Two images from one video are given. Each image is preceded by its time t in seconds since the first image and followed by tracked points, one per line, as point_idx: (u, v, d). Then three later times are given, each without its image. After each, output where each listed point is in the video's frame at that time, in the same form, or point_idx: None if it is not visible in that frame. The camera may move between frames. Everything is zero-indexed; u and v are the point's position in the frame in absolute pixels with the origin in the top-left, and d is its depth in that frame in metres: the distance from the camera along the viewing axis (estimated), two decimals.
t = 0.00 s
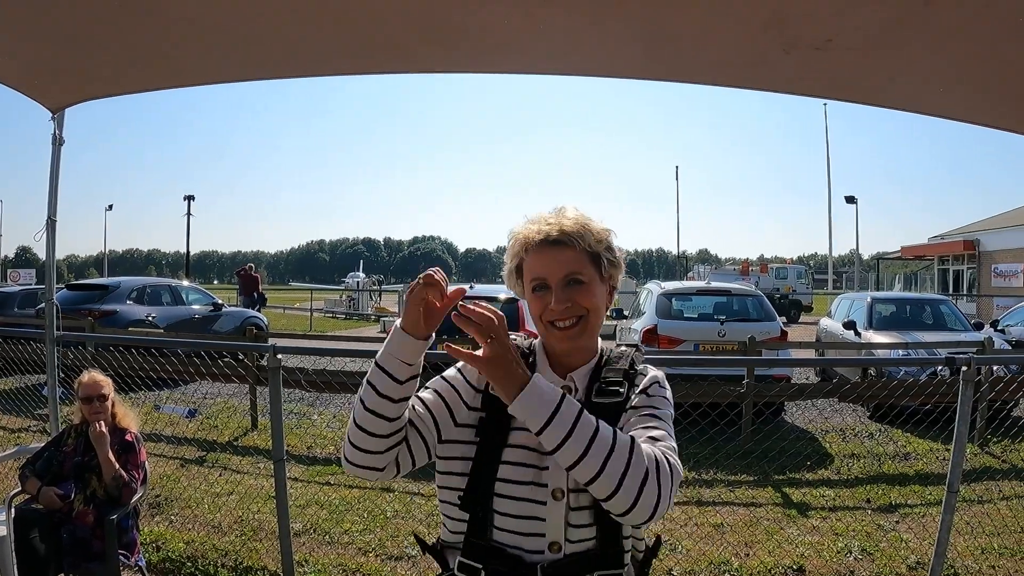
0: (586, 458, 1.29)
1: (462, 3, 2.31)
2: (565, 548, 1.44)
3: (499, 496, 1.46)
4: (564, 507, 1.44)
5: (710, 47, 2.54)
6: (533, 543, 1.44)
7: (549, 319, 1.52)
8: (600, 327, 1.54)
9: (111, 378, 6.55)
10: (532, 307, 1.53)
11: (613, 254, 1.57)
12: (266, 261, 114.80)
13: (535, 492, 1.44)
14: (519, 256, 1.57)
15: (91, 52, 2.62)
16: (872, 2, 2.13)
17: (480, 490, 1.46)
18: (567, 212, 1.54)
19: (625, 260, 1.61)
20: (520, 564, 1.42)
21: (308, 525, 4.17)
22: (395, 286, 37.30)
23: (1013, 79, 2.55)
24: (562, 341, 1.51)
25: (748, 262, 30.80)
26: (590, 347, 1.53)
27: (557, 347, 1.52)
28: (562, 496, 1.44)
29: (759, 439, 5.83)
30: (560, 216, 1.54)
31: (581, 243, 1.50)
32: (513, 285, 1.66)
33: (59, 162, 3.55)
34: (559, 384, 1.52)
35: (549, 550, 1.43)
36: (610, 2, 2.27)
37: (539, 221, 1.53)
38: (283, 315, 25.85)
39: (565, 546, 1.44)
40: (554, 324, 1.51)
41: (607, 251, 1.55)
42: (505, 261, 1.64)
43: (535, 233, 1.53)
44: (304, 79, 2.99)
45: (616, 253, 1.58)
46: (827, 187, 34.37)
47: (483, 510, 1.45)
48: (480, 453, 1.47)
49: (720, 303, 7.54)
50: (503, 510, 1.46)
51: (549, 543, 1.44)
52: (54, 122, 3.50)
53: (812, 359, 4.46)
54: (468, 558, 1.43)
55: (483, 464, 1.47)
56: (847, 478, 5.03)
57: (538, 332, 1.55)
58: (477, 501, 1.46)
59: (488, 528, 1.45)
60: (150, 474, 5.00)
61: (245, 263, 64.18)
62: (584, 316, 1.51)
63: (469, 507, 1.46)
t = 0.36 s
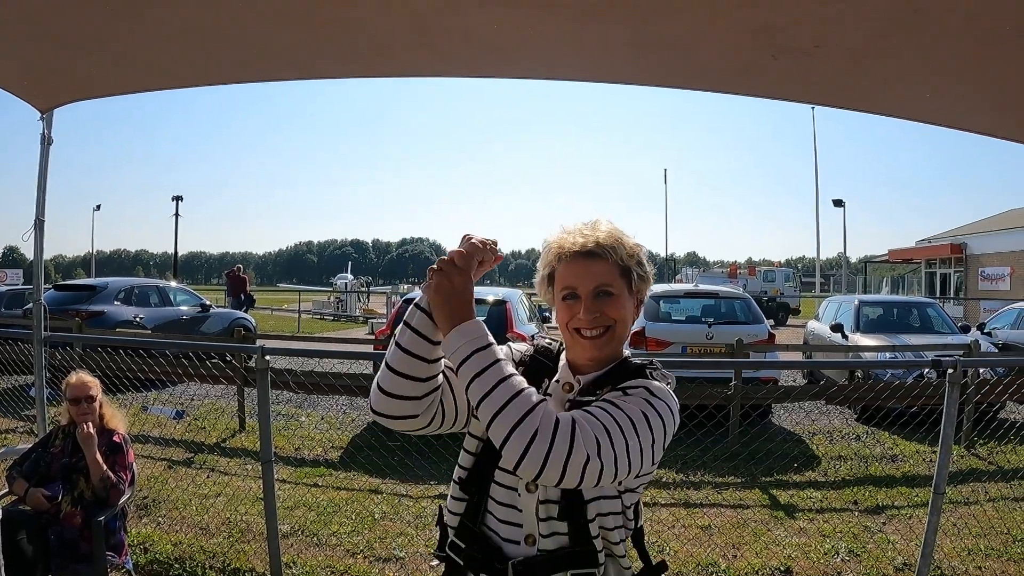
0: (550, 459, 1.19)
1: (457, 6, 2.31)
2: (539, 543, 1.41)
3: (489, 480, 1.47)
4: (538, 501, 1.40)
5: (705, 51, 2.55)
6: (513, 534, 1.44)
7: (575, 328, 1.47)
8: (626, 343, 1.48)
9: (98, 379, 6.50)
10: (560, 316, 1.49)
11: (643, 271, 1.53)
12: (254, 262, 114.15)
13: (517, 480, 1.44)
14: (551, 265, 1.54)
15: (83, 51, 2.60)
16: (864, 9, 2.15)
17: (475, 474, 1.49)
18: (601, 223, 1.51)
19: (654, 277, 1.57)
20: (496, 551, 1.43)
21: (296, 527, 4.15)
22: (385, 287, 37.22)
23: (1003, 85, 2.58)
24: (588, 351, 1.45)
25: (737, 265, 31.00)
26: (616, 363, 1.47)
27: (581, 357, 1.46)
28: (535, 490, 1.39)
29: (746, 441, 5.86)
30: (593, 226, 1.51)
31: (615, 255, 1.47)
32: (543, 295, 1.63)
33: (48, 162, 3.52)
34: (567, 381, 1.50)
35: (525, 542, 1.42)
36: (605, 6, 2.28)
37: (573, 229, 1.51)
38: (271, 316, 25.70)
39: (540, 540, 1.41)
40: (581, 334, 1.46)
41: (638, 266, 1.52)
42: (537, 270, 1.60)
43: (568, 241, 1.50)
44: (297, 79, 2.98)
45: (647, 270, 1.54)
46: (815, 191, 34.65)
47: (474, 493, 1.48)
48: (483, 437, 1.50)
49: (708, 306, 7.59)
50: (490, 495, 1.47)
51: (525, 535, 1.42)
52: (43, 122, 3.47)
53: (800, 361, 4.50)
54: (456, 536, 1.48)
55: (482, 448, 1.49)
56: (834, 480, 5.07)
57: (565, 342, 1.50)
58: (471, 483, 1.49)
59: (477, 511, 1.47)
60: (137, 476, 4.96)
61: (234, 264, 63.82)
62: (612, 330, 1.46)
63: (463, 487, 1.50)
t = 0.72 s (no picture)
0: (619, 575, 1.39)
1: (454, 6, 2.31)
2: (537, 558, 1.50)
3: (472, 504, 1.54)
4: (532, 517, 1.49)
5: (702, 53, 2.57)
6: (508, 551, 1.51)
7: (552, 299, 1.59)
8: (592, 328, 1.61)
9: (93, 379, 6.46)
10: (539, 283, 1.60)
11: (620, 274, 1.70)
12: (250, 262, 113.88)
13: (506, 501, 1.51)
14: (541, 239, 1.67)
15: (81, 50, 2.60)
16: (861, 10, 2.16)
17: (456, 501, 1.54)
18: (596, 216, 1.69)
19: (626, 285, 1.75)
20: None
21: (291, 528, 4.13)
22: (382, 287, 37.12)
23: (999, 87, 2.59)
24: (558, 322, 1.57)
25: (734, 266, 31.03)
26: (579, 343, 1.59)
27: (550, 327, 1.57)
28: (530, 506, 1.49)
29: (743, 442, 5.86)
30: (589, 217, 1.69)
31: (604, 246, 1.64)
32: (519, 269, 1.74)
33: (43, 161, 3.49)
34: (535, 389, 1.55)
35: (522, 557, 1.50)
36: (602, 6, 2.27)
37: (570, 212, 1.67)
38: (267, 315, 25.59)
39: (538, 552, 1.50)
40: (556, 304, 1.59)
41: (618, 268, 1.69)
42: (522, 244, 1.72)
43: (565, 220, 1.66)
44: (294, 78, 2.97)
45: (623, 275, 1.71)
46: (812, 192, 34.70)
47: (459, 519, 1.54)
48: (456, 465, 1.54)
49: (704, 307, 7.59)
50: (475, 518, 1.54)
51: (521, 551, 1.50)
52: (38, 120, 3.45)
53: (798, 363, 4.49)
54: (446, 567, 1.53)
55: (456, 476, 1.54)
56: (831, 481, 5.07)
57: (536, 311, 1.61)
58: (452, 511, 1.54)
59: (463, 536, 1.53)
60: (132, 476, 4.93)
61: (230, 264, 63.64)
62: (584, 309, 1.59)
63: (445, 516, 1.55)
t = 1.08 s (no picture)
0: None
1: (452, 4, 2.30)
2: (536, 565, 1.51)
3: (462, 521, 1.52)
4: (527, 525, 1.50)
5: (701, 53, 2.57)
6: (503, 564, 1.51)
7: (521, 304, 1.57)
8: (565, 329, 1.61)
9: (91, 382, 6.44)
10: (507, 291, 1.58)
11: (587, 269, 1.70)
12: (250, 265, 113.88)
13: (498, 513, 1.50)
14: (502, 244, 1.65)
15: (80, 51, 2.60)
16: (859, 8, 2.15)
17: (445, 520, 1.52)
18: (555, 213, 1.68)
19: (594, 278, 1.74)
20: None
21: (290, 532, 4.11)
22: (381, 291, 37.10)
23: (998, 87, 2.59)
24: (530, 328, 1.56)
25: (733, 271, 31.06)
26: (554, 346, 1.59)
27: (523, 333, 1.56)
28: (524, 515, 1.50)
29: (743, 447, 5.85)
30: (548, 214, 1.67)
31: (568, 243, 1.63)
32: (482, 276, 1.71)
33: (41, 163, 3.49)
34: (515, 396, 1.55)
35: (519, 569, 1.51)
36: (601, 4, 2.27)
37: (529, 212, 1.66)
38: (266, 319, 25.56)
39: (535, 562, 1.51)
40: (526, 310, 1.57)
41: (583, 263, 1.69)
42: (482, 250, 1.70)
43: (525, 222, 1.64)
44: (291, 78, 2.97)
45: (589, 270, 1.72)
46: (810, 197, 34.75)
47: (451, 539, 1.52)
48: (440, 484, 1.51)
49: (703, 311, 7.59)
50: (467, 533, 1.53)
51: (517, 562, 1.51)
52: (37, 121, 3.44)
53: (797, 366, 4.49)
54: None
55: (442, 495, 1.51)
56: (832, 486, 5.06)
57: (507, 319, 1.59)
58: (443, 530, 1.52)
59: (457, 555, 1.52)
60: (130, 480, 4.91)
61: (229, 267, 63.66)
62: (555, 311, 1.58)
63: (436, 537, 1.53)
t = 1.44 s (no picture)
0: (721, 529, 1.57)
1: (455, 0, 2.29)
2: (547, 564, 1.50)
3: (473, 519, 1.51)
4: (539, 523, 1.49)
5: (704, 50, 2.57)
6: (516, 563, 1.50)
7: (521, 306, 1.57)
8: (569, 326, 1.60)
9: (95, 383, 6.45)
10: (507, 295, 1.58)
11: (587, 263, 1.69)
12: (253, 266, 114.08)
13: (510, 511, 1.49)
14: (499, 247, 1.65)
15: (83, 50, 2.60)
16: (866, 3, 2.14)
17: (456, 518, 1.51)
18: (549, 211, 1.67)
19: (596, 273, 1.73)
20: None
21: (293, 533, 4.11)
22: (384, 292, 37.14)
23: (1006, 83, 2.57)
24: (533, 330, 1.55)
25: (736, 271, 31.01)
26: (559, 343, 1.58)
27: (525, 335, 1.55)
28: (537, 512, 1.48)
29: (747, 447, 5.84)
30: (542, 213, 1.67)
31: (564, 240, 1.62)
32: (484, 282, 1.72)
33: (45, 163, 3.49)
34: (525, 395, 1.54)
35: (532, 568, 1.50)
36: None
37: (522, 213, 1.65)
38: (269, 320, 25.59)
39: (547, 561, 1.50)
40: (528, 313, 1.57)
41: (583, 258, 1.67)
42: (480, 255, 1.70)
43: (519, 224, 1.64)
44: (293, 76, 2.96)
45: (590, 264, 1.70)
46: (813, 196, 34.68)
47: (462, 537, 1.51)
48: (451, 482, 1.51)
49: (707, 311, 7.57)
50: (478, 532, 1.51)
51: (530, 561, 1.50)
52: (40, 122, 3.45)
53: (802, 366, 4.47)
54: None
55: (452, 493, 1.51)
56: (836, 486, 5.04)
57: (510, 324, 1.59)
58: (454, 528, 1.52)
59: (468, 554, 1.51)
60: (134, 481, 4.91)
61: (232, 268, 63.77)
62: (557, 310, 1.57)
63: (447, 536, 1.53)
